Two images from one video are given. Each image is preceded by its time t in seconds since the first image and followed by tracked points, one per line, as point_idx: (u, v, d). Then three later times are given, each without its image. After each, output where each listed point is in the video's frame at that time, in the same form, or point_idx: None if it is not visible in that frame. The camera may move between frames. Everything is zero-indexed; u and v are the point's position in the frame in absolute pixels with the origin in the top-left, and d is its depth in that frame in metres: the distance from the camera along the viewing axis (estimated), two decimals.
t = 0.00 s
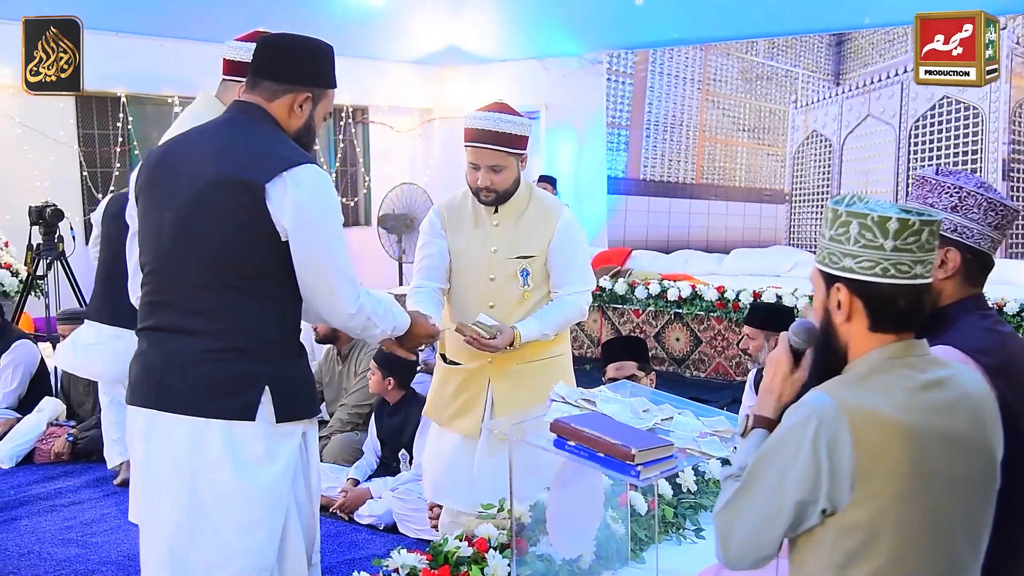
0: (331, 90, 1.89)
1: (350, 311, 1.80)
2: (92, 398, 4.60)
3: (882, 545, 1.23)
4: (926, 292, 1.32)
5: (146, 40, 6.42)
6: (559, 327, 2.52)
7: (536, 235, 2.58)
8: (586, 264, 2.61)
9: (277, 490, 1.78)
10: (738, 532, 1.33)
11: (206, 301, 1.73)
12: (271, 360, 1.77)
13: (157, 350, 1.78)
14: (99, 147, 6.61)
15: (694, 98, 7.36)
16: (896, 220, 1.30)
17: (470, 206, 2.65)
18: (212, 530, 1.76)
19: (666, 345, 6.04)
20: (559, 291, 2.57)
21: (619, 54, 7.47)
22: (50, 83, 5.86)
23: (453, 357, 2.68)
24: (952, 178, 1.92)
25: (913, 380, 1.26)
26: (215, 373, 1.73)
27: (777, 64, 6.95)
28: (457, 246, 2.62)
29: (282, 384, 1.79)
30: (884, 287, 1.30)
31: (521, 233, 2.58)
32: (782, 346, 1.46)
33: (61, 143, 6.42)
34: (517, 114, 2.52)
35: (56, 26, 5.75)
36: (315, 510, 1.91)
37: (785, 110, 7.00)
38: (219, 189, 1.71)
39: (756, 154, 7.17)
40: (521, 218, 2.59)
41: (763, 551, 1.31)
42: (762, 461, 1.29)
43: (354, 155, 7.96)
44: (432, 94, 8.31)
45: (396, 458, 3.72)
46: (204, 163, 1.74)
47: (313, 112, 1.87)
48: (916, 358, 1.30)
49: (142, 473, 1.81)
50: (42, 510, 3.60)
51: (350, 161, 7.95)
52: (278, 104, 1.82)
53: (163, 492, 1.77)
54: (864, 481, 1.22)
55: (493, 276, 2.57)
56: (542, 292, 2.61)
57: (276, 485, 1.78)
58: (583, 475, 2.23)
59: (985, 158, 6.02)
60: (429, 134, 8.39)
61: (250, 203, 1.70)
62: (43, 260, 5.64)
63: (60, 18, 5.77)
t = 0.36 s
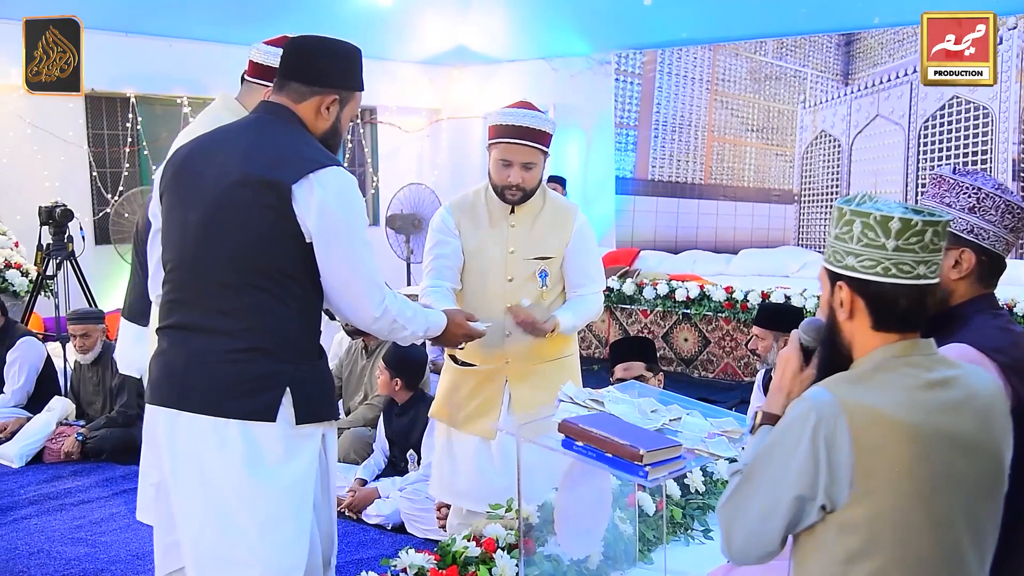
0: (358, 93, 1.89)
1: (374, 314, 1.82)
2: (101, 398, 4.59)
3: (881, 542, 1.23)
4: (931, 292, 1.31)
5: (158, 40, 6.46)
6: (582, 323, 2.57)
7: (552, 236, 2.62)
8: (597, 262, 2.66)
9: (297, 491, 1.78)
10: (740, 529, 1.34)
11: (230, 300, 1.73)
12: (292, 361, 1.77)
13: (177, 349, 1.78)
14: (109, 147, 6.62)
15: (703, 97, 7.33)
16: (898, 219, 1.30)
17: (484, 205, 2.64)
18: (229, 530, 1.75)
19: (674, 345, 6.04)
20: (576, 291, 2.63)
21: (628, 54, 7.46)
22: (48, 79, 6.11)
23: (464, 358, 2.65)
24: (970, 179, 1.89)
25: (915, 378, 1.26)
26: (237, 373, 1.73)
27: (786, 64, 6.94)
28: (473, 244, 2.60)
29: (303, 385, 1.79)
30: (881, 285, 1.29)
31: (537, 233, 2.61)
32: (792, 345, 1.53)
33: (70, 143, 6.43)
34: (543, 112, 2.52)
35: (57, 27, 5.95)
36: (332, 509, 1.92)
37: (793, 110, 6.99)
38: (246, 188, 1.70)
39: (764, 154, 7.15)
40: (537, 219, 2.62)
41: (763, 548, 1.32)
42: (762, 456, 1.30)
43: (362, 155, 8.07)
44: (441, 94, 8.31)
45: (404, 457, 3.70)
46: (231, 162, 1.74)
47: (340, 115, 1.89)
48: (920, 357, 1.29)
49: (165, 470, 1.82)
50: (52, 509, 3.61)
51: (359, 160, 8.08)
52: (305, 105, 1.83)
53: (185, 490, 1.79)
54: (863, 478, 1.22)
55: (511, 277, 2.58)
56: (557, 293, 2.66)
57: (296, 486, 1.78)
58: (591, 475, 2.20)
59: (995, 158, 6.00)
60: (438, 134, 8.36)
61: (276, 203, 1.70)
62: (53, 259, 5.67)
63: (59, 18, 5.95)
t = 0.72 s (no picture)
0: (383, 86, 1.87)
1: (400, 316, 1.77)
2: (106, 397, 4.59)
3: (873, 533, 1.24)
4: (931, 298, 1.30)
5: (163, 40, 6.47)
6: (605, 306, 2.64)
7: (564, 230, 2.64)
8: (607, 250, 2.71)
9: (310, 495, 1.78)
10: (736, 515, 1.36)
11: (245, 301, 1.72)
12: (305, 365, 1.76)
13: (194, 349, 1.78)
14: (114, 147, 6.63)
15: (707, 98, 7.34)
16: (904, 224, 1.29)
17: (495, 201, 2.63)
18: (241, 531, 1.76)
19: (678, 345, 6.03)
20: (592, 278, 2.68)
21: (633, 54, 7.42)
22: (48, 79, 5.93)
23: (482, 358, 2.60)
24: (974, 179, 1.89)
25: (911, 372, 1.26)
26: (249, 375, 1.72)
27: (791, 64, 6.95)
28: (490, 239, 2.58)
29: (316, 389, 1.78)
30: (884, 288, 1.30)
31: (551, 229, 2.62)
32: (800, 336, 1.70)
33: (75, 143, 6.45)
34: (551, 103, 2.51)
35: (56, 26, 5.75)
36: (347, 513, 1.92)
37: (798, 110, 7.04)
38: (264, 188, 1.69)
39: (769, 154, 7.18)
40: (549, 214, 2.63)
41: (757, 535, 1.33)
42: (757, 445, 1.31)
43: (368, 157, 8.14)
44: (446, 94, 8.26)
45: (409, 456, 3.69)
46: (252, 161, 1.73)
47: (367, 111, 1.86)
48: (922, 353, 1.29)
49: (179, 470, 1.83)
50: (57, 509, 3.62)
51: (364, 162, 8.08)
52: (329, 105, 1.83)
53: (197, 491, 1.79)
54: (855, 468, 1.22)
55: (529, 273, 2.59)
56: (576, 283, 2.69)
57: (309, 490, 1.78)
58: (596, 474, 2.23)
59: (1001, 158, 6.00)
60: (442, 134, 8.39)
61: (296, 204, 1.68)
62: (58, 259, 5.68)
63: (59, 18, 5.76)
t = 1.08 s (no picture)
0: (399, 81, 1.84)
1: (418, 317, 1.73)
2: (105, 398, 4.59)
3: (870, 527, 1.24)
4: (933, 304, 1.30)
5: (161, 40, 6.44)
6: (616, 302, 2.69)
7: (571, 226, 2.66)
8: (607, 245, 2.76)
9: (318, 501, 1.75)
10: (735, 507, 1.37)
11: (256, 303, 1.69)
12: (317, 368, 1.73)
13: (208, 351, 1.75)
14: (113, 147, 6.63)
15: (706, 98, 7.33)
16: (912, 229, 1.28)
17: (505, 199, 2.59)
18: (247, 537, 1.72)
19: (678, 345, 6.03)
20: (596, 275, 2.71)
21: (632, 54, 7.40)
22: (49, 80, 6.01)
23: (497, 357, 2.59)
24: (982, 178, 1.90)
25: (915, 369, 1.27)
26: (260, 378, 1.70)
27: (791, 64, 6.93)
28: (501, 238, 2.55)
29: (326, 393, 1.74)
30: (883, 289, 1.30)
31: (559, 226, 2.63)
32: (804, 328, 1.63)
33: (74, 143, 6.46)
34: (538, 96, 2.47)
35: (56, 27, 5.82)
36: (353, 520, 1.89)
37: (797, 110, 7.03)
38: (277, 188, 1.66)
39: (768, 154, 7.18)
40: (555, 212, 2.64)
41: (755, 526, 1.35)
42: (758, 435, 1.33)
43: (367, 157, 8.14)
44: (445, 93, 8.25)
45: (409, 456, 3.70)
46: (264, 161, 1.70)
47: (381, 107, 1.83)
48: (926, 350, 1.29)
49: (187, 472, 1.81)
50: (57, 509, 3.62)
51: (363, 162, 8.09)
52: (342, 103, 1.80)
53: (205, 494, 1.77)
54: (854, 462, 1.23)
55: (541, 272, 2.59)
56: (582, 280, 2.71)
57: (318, 496, 1.75)
58: (595, 475, 2.25)
59: (1001, 157, 6.02)
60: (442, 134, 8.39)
61: (302, 205, 1.66)
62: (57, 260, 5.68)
63: (60, 18, 5.80)
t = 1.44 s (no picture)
0: (398, 81, 1.83)
1: (426, 316, 1.71)
2: (92, 399, 4.58)
3: (856, 521, 1.25)
4: (924, 306, 1.30)
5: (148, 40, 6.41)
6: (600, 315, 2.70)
7: (565, 234, 2.68)
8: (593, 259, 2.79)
9: (313, 505, 1.73)
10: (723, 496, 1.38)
11: (250, 307, 1.68)
12: (312, 372, 1.72)
13: (201, 353, 1.74)
14: (100, 147, 6.64)
15: (695, 98, 7.36)
16: (906, 231, 1.28)
17: (503, 201, 2.58)
18: (240, 541, 1.71)
19: (667, 345, 6.05)
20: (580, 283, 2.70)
21: (621, 54, 7.43)
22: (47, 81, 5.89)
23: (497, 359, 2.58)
24: (973, 179, 1.96)
25: (905, 366, 1.27)
26: (254, 383, 1.68)
27: (778, 64, 6.96)
28: (501, 240, 2.54)
29: (321, 398, 1.73)
30: (871, 287, 1.31)
31: (554, 230, 2.65)
32: (803, 316, 1.59)
33: (60, 142, 6.44)
34: (552, 99, 2.50)
35: (56, 28, 5.66)
36: (347, 522, 1.88)
37: (786, 109, 7.05)
38: (271, 191, 1.64)
39: (756, 154, 7.20)
40: (551, 216, 2.65)
41: (743, 516, 1.36)
42: (748, 427, 1.34)
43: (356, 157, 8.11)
44: (434, 93, 8.23)
45: (398, 457, 3.69)
46: (259, 162, 1.68)
47: (378, 108, 1.82)
48: (917, 348, 1.30)
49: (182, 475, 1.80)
50: (43, 511, 3.60)
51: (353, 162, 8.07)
52: (339, 103, 1.78)
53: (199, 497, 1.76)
54: (842, 457, 1.24)
55: (540, 273, 2.60)
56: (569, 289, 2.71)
57: (312, 500, 1.73)
58: (584, 474, 2.23)
59: (987, 157, 6.06)
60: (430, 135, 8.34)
61: (296, 210, 1.64)
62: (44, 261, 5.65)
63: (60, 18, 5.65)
